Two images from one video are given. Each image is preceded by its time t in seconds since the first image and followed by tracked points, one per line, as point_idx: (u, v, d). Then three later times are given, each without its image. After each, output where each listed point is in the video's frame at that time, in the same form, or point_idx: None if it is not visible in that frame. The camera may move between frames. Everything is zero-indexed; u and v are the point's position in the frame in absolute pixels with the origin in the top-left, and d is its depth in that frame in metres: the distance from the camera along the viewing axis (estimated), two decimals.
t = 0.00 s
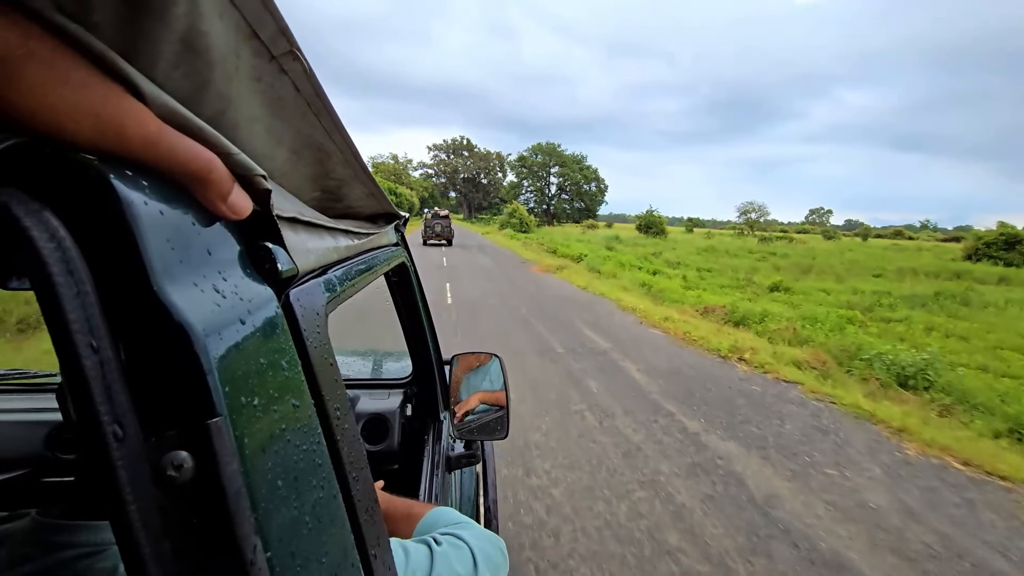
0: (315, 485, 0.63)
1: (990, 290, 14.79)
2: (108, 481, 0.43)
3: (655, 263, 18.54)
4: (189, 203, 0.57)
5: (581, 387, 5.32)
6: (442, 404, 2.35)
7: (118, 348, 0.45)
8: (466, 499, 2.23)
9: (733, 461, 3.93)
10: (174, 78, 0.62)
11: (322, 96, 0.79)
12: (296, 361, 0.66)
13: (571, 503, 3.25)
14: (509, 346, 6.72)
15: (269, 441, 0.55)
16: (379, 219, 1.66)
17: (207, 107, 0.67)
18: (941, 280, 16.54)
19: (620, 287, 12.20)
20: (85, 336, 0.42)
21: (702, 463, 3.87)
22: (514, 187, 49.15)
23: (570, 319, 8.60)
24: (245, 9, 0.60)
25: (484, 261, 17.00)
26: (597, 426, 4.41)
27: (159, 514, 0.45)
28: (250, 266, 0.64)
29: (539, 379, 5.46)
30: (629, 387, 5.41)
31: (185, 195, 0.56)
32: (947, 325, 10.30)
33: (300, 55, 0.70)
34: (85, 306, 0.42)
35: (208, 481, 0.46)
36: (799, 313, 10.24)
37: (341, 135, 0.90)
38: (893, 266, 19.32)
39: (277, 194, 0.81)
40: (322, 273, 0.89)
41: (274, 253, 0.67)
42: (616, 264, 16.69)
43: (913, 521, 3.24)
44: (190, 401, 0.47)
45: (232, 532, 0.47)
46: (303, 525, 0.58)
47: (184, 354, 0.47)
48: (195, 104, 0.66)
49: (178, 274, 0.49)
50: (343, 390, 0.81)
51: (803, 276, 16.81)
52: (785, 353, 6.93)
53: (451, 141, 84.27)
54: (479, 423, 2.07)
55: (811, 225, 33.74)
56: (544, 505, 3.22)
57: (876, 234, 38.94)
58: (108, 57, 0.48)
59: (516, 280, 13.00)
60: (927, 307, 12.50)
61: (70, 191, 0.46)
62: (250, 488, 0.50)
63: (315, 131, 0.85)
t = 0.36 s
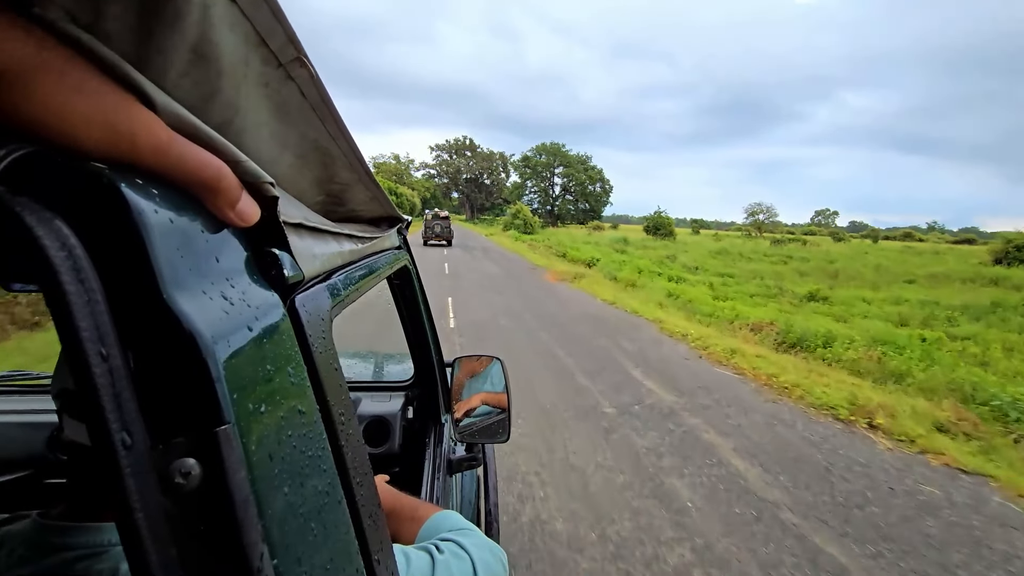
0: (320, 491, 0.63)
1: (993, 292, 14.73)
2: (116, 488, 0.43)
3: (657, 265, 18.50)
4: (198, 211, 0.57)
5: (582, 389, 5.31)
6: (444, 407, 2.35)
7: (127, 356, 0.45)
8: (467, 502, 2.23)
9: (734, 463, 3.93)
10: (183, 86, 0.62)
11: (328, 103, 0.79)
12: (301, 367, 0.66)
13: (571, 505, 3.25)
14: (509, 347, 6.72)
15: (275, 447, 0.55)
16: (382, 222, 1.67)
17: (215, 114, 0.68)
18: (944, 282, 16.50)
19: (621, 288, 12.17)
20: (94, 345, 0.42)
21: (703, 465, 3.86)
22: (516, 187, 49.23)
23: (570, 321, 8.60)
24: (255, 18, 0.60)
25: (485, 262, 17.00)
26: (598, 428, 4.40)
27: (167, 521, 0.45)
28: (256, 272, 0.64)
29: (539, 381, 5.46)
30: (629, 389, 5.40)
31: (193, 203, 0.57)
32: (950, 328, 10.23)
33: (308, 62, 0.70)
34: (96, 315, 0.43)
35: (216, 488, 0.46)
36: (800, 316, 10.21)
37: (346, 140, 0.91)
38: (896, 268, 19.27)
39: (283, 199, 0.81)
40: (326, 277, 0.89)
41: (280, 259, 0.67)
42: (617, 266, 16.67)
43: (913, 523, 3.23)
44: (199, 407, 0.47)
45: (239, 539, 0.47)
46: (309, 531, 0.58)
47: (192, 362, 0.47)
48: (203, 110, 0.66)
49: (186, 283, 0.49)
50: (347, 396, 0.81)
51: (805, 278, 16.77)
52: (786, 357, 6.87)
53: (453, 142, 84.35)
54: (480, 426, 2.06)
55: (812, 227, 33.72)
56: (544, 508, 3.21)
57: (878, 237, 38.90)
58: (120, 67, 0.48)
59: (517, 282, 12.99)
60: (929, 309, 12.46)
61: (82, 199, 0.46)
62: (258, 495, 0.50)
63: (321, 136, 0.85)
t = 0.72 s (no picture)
0: (311, 489, 0.63)
1: (999, 291, 14.60)
2: (100, 487, 0.43)
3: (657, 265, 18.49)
4: (186, 206, 0.56)
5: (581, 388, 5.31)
6: (442, 406, 2.34)
7: (112, 352, 0.44)
8: (465, 501, 2.22)
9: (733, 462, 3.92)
10: (172, 79, 0.62)
11: (322, 98, 0.78)
12: (292, 364, 0.65)
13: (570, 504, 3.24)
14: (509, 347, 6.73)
15: (264, 446, 0.55)
16: (379, 220, 1.67)
17: (205, 108, 0.67)
18: (949, 281, 16.39)
19: (624, 288, 12.12)
20: (76, 340, 0.42)
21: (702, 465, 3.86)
22: (519, 187, 49.12)
23: (569, 320, 8.60)
24: (243, 11, 0.60)
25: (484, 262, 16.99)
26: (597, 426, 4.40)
27: (152, 518, 0.44)
28: (246, 268, 0.64)
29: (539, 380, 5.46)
30: (630, 389, 5.39)
31: (181, 198, 0.56)
32: (954, 328, 10.16)
33: (299, 56, 0.69)
34: (78, 309, 0.42)
35: (201, 486, 0.46)
36: (802, 317, 10.16)
37: (340, 136, 0.90)
38: (900, 268, 19.17)
39: (276, 196, 0.80)
40: (321, 274, 0.89)
41: (271, 255, 0.67)
42: (620, 266, 16.61)
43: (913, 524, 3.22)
44: (184, 404, 0.47)
45: (225, 537, 0.46)
46: (298, 530, 0.57)
47: (177, 359, 0.46)
48: (193, 104, 0.66)
49: (173, 278, 0.49)
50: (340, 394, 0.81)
51: (809, 278, 16.69)
52: (786, 358, 6.84)
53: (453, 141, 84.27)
54: (479, 425, 2.05)
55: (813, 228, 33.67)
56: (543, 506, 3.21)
57: (877, 235, 38.91)
58: (104, 59, 0.47)
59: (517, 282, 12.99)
60: (931, 307, 12.43)
61: (65, 192, 0.45)
62: (244, 492, 0.49)
63: (314, 133, 0.84)
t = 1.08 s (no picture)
0: (320, 491, 0.63)
1: (1007, 289, 14.46)
2: (119, 488, 0.44)
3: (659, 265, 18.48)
4: (199, 213, 0.57)
5: (582, 390, 5.32)
6: (445, 408, 2.35)
7: (130, 356, 0.45)
8: (467, 504, 2.23)
9: (735, 463, 3.91)
10: (184, 87, 0.63)
11: (329, 104, 0.79)
12: (301, 368, 0.66)
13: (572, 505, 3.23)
14: (510, 349, 6.74)
15: (276, 448, 0.56)
16: (382, 223, 1.67)
17: (216, 115, 0.68)
18: (955, 280, 16.27)
19: (626, 289, 12.11)
20: (96, 345, 0.43)
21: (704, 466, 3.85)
22: (520, 189, 49.18)
23: (571, 321, 8.60)
24: (254, 21, 0.61)
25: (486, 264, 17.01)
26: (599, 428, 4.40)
27: (169, 519, 0.45)
28: (256, 273, 0.65)
29: (540, 381, 5.46)
30: (632, 390, 5.38)
31: (194, 206, 0.57)
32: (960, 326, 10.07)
33: (308, 64, 0.70)
34: (97, 315, 0.43)
35: (216, 487, 0.47)
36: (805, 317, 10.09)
37: (346, 141, 0.91)
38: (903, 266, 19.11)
39: (284, 201, 0.81)
40: (327, 278, 0.90)
41: (280, 260, 0.68)
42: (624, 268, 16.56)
43: (916, 523, 3.21)
44: (199, 407, 0.47)
45: (239, 539, 0.47)
46: (308, 532, 0.58)
47: (192, 362, 0.47)
48: (204, 111, 0.67)
49: (187, 283, 0.50)
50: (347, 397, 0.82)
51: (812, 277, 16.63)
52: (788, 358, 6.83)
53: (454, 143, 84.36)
54: (481, 427, 2.06)
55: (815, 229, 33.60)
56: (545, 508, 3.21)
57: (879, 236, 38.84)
58: (121, 70, 0.48)
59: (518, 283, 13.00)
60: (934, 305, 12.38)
61: (85, 199, 0.46)
62: (257, 494, 0.50)
63: (321, 138, 0.85)
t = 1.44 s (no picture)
0: (319, 494, 0.63)
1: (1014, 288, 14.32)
2: (114, 492, 0.43)
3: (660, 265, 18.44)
4: (199, 213, 0.57)
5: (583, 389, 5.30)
6: (445, 409, 2.35)
7: (127, 358, 0.45)
8: (468, 505, 2.22)
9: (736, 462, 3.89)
10: (184, 86, 0.62)
11: (330, 105, 0.79)
12: (301, 369, 0.65)
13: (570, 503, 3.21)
14: (511, 348, 6.72)
15: (275, 450, 0.55)
16: (383, 224, 1.67)
17: (216, 114, 0.68)
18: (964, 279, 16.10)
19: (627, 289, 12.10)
20: (92, 346, 0.42)
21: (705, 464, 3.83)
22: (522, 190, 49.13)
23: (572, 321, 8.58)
24: (256, 20, 0.60)
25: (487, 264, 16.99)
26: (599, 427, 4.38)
27: (165, 522, 0.45)
28: (256, 274, 0.64)
29: (541, 381, 5.45)
30: (634, 390, 5.36)
31: (193, 206, 0.57)
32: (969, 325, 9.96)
33: (309, 64, 0.70)
34: (94, 315, 0.43)
35: (213, 491, 0.46)
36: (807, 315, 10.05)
37: (347, 142, 0.91)
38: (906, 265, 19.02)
39: (284, 202, 0.81)
40: (327, 279, 0.89)
41: (280, 261, 0.67)
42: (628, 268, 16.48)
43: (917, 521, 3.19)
44: (196, 409, 0.47)
45: (237, 543, 0.47)
46: (308, 535, 0.58)
47: (190, 363, 0.47)
48: (204, 111, 0.66)
49: (186, 284, 0.49)
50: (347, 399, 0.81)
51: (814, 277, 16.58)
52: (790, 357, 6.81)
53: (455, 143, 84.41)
54: (482, 428, 2.05)
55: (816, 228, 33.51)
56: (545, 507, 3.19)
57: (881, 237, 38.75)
58: (121, 70, 0.48)
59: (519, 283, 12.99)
60: (936, 305, 12.34)
61: (82, 199, 0.46)
62: (255, 497, 0.50)
63: (322, 139, 0.85)
